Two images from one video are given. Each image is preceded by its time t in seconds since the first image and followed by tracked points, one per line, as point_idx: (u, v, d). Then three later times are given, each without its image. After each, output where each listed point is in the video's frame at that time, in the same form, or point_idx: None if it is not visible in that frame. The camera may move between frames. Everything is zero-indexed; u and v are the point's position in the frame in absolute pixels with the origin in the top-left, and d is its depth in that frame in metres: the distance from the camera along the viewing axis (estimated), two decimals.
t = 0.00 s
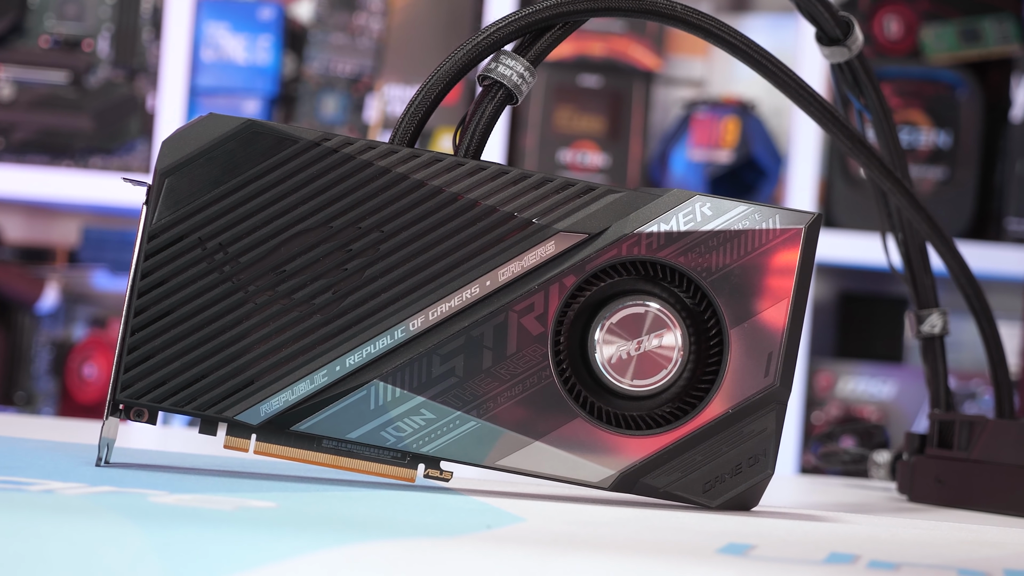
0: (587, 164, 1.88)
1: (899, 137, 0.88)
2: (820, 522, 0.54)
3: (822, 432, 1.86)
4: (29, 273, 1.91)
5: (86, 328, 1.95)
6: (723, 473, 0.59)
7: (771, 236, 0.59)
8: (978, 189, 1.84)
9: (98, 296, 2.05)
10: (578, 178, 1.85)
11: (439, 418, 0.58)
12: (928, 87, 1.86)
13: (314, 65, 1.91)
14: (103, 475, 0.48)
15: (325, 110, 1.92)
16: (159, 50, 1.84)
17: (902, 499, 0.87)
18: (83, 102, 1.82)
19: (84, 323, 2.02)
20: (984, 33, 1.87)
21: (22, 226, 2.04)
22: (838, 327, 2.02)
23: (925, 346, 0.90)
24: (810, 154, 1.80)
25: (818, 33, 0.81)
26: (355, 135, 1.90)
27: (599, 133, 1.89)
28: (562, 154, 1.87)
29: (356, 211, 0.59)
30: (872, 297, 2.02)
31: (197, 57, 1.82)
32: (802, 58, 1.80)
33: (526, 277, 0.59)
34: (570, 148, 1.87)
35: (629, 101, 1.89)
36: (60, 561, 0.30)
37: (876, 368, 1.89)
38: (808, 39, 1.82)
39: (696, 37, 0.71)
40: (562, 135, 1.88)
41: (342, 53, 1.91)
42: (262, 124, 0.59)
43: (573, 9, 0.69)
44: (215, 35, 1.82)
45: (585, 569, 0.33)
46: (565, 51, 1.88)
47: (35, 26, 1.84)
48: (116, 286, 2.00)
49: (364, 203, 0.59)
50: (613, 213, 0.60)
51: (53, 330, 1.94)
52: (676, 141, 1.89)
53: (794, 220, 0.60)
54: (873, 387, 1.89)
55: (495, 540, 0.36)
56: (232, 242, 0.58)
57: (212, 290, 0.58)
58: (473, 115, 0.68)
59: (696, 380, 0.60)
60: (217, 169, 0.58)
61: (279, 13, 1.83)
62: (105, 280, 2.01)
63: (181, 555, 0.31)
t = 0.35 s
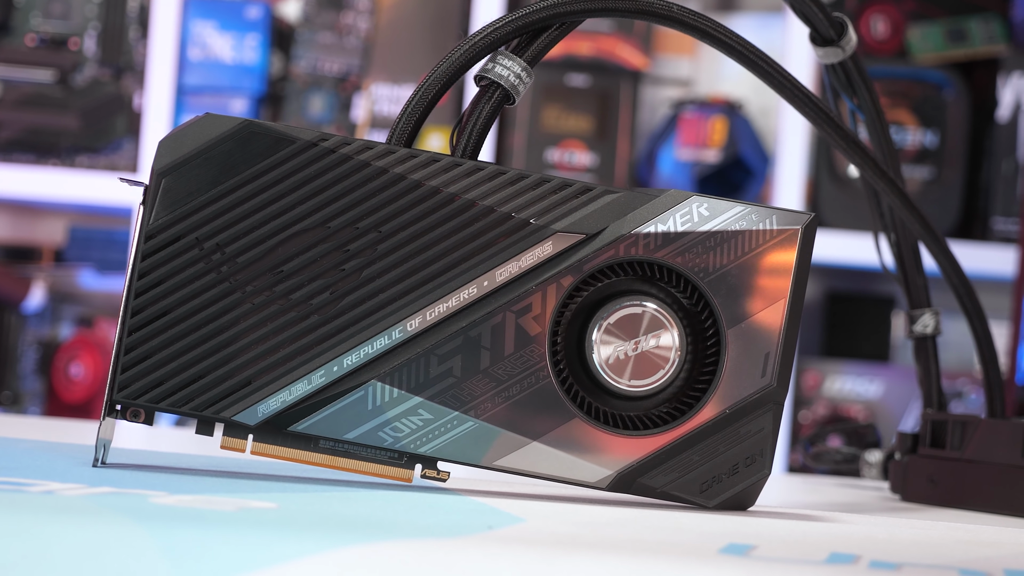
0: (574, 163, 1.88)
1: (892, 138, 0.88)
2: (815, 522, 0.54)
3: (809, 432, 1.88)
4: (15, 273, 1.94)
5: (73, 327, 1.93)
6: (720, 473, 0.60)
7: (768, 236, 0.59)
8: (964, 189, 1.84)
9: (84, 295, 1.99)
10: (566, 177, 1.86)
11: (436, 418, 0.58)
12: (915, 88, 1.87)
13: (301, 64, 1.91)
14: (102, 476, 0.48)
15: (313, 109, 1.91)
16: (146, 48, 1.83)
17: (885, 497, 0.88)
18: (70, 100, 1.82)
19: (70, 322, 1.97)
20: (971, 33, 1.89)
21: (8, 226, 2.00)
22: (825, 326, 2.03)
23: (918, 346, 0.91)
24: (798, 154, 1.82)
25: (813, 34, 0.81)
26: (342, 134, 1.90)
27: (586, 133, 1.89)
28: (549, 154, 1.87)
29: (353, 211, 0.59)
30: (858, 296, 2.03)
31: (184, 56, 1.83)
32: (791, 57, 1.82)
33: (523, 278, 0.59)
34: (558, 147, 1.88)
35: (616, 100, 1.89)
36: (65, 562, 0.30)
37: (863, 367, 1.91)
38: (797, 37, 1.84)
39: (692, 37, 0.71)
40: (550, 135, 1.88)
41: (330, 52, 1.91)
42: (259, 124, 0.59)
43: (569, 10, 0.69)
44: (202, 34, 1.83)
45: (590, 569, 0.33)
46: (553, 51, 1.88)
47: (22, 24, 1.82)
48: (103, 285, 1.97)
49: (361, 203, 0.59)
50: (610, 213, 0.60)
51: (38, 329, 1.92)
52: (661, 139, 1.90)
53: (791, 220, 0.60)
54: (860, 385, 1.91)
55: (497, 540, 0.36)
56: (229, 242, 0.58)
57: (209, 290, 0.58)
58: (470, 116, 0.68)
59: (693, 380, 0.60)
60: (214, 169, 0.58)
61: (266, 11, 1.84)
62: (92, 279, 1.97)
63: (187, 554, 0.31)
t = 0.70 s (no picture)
0: (562, 162, 1.88)
1: (884, 137, 0.88)
2: (812, 521, 0.55)
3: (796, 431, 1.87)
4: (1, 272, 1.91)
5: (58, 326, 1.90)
6: (717, 474, 0.60)
7: (766, 237, 0.60)
8: (950, 188, 1.85)
9: (71, 295, 1.95)
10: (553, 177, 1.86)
11: (435, 419, 0.58)
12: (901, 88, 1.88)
13: (289, 63, 1.91)
14: (100, 477, 0.48)
15: (300, 108, 1.91)
16: (133, 47, 1.83)
17: (877, 496, 0.88)
18: (57, 99, 1.82)
19: (56, 322, 1.94)
20: (957, 33, 1.88)
21: None
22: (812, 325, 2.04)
23: (911, 346, 0.91)
24: (784, 151, 1.78)
25: (807, 35, 0.81)
26: (330, 133, 1.90)
27: (574, 132, 1.90)
28: (537, 153, 1.87)
29: (352, 212, 0.59)
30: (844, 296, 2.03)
31: (171, 55, 1.82)
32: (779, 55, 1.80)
33: (521, 278, 0.59)
34: (546, 146, 1.87)
35: (603, 100, 1.90)
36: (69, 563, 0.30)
37: (851, 366, 1.92)
38: (786, 34, 1.81)
39: (690, 38, 0.72)
40: (538, 134, 1.88)
41: (317, 51, 1.91)
42: (257, 124, 0.59)
43: (567, 10, 0.69)
44: (189, 33, 1.83)
45: (594, 569, 0.33)
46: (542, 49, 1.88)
47: (7, 22, 1.80)
48: (89, 284, 1.95)
49: (360, 203, 0.59)
50: (608, 213, 0.60)
51: (25, 328, 1.90)
52: (649, 138, 1.91)
53: (788, 221, 0.60)
54: (847, 385, 1.91)
55: (499, 541, 0.36)
56: (227, 242, 0.58)
57: (207, 291, 0.58)
58: (469, 117, 0.68)
59: (691, 381, 0.60)
60: (212, 170, 0.58)
61: (253, 10, 1.86)
62: (79, 278, 1.95)
63: (190, 554, 0.31)
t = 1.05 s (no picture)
0: (551, 162, 1.88)
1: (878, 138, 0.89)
2: (810, 522, 0.55)
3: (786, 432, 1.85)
4: None
5: (45, 325, 1.89)
6: (715, 474, 0.60)
7: (764, 238, 0.60)
8: (938, 188, 1.86)
9: (58, 294, 1.93)
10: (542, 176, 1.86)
11: (433, 419, 0.58)
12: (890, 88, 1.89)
13: (277, 62, 1.89)
14: (99, 478, 0.48)
15: (289, 107, 1.89)
16: (121, 46, 1.82)
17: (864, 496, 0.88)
18: (44, 98, 1.81)
19: (44, 322, 1.92)
20: (945, 34, 1.90)
21: None
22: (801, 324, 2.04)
23: (905, 346, 0.91)
24: (773, 152, 1.80)
25: (802, 35, 0.81)
26: (318, 132, 1.90)
27: (562, 132, 1.90)
28: (526, 153, 1.87)
29: (350, 212, 0.59)
30: (832, 296, 2.04)
31: (159, 54, 1.82)
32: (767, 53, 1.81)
33: (519, 279, 0.59)
34: (534, 146, 1.88)
35: (591, 99, 1.90)
36: (74, 564, 0.31)
37: (838, 365, 1.92)
38: (774, 33, 1.83)
39: (686, 38, 0.72)
40: (527, 134, 1.88)
41: (305, 50, 1.90)
42: (255, 125, 0.59)
43: (564, 11, 0.69)
44: (177, 32, 1.83)
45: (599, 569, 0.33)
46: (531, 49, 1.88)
47: None
48: (77, 284, 1.94)
49: (358, 203, 0.59)
50: (607, 214, 0.60)
51: (12, 328, 1.90)
52: (638, 139, 1.90)
53: (786, 222, 0.60)
54: (835, 383, 1.91)
55: (503, 542, 0.36)
56: (226, 243, 0.58)
57: (205, 291, 0.58)
58: (466, 118, 0.68)
59: (688, 381, 0.60)
60: (210, 170, 0.58)
61: (242, 9, 1.88)
62: (67, 276, 1.95)
63: (196, 555, 0.31)
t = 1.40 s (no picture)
0: (539, 161, 1.88)
1: (871, 138, 0.89)
2: (807, 522, 0.55)
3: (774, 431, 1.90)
4: None
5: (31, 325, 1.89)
6: (712, 474, 0.60)
7: (761, 239, 0.60)
8: (926, 188, 1.86)
9: (44, 293, 1.92)
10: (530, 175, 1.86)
11: (431, 420, 0.58)
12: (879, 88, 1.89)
13: (264, 61, 1.90)
14: (98, 478, 0.48)
15: (276, 106, 1.90)
16: (108, 45, 1.81)
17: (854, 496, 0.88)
18: (31, 97, 1.81)
19: (30, 322, 1.92)
20: (931, 34, 1.91)
21: None
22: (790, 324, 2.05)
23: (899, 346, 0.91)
24: (761, 151, 1.80)
25: (797, 36, 0.81)
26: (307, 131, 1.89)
27: (551, 131, 1.90)
28: (514, 152, 1.87)
29: (349, 212, 0.59)
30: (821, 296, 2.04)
31: (145, 53, 1.81)
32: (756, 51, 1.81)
33: (517, 279, 0.59)
34: (522, 146, 1.88)
35: (579, 98, 1.90)
36: (78, 564, 0.31)
37: (826, 365, 1.96)
38: (762, 32, 1.83)
39: (682, 39, 0.72)
40: (515, 133, 1.88)
41: (293, 49, 1.91)
42: (254, 125, 0.59)
43: (562, 12, 0.69)
44: (164, 31, 1.82)
45: (601, 569, 0.33)
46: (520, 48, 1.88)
47: None
48: (64, 283, 1.93)
49: (357, 204, 0.59)
50: (605, 215, 0.60)
51: None
52: (627, 138, 1.90)
53: (784, 223, 0.60)
54: (822, 383, 1.95)
55: (505, 542, 0.36)
56: (224, 243, 0.58)
57: (204, 291, 0.57)
58: (465, 118, 0.68)
59: (685, 382, 0.60)
60: (208, 170, 0.58)
61: (229, 9, 1.88)
62: (54, 276, 1.93)
63: (200, 556, 0.31)
